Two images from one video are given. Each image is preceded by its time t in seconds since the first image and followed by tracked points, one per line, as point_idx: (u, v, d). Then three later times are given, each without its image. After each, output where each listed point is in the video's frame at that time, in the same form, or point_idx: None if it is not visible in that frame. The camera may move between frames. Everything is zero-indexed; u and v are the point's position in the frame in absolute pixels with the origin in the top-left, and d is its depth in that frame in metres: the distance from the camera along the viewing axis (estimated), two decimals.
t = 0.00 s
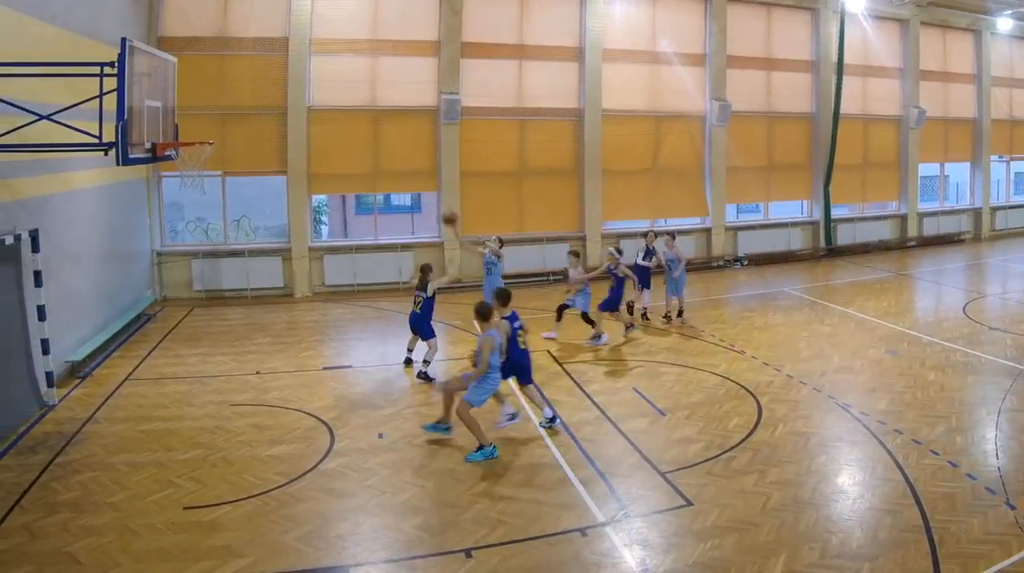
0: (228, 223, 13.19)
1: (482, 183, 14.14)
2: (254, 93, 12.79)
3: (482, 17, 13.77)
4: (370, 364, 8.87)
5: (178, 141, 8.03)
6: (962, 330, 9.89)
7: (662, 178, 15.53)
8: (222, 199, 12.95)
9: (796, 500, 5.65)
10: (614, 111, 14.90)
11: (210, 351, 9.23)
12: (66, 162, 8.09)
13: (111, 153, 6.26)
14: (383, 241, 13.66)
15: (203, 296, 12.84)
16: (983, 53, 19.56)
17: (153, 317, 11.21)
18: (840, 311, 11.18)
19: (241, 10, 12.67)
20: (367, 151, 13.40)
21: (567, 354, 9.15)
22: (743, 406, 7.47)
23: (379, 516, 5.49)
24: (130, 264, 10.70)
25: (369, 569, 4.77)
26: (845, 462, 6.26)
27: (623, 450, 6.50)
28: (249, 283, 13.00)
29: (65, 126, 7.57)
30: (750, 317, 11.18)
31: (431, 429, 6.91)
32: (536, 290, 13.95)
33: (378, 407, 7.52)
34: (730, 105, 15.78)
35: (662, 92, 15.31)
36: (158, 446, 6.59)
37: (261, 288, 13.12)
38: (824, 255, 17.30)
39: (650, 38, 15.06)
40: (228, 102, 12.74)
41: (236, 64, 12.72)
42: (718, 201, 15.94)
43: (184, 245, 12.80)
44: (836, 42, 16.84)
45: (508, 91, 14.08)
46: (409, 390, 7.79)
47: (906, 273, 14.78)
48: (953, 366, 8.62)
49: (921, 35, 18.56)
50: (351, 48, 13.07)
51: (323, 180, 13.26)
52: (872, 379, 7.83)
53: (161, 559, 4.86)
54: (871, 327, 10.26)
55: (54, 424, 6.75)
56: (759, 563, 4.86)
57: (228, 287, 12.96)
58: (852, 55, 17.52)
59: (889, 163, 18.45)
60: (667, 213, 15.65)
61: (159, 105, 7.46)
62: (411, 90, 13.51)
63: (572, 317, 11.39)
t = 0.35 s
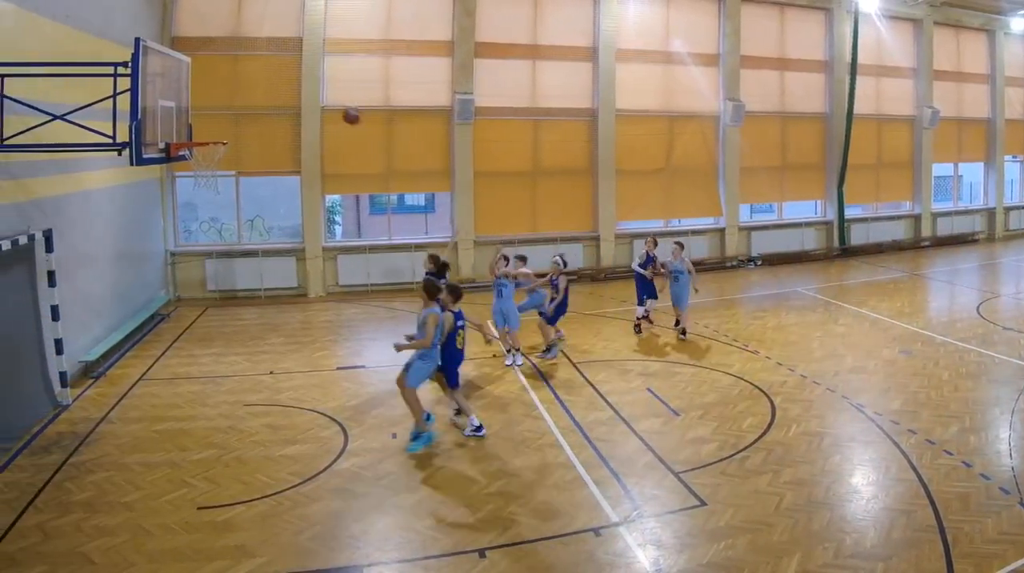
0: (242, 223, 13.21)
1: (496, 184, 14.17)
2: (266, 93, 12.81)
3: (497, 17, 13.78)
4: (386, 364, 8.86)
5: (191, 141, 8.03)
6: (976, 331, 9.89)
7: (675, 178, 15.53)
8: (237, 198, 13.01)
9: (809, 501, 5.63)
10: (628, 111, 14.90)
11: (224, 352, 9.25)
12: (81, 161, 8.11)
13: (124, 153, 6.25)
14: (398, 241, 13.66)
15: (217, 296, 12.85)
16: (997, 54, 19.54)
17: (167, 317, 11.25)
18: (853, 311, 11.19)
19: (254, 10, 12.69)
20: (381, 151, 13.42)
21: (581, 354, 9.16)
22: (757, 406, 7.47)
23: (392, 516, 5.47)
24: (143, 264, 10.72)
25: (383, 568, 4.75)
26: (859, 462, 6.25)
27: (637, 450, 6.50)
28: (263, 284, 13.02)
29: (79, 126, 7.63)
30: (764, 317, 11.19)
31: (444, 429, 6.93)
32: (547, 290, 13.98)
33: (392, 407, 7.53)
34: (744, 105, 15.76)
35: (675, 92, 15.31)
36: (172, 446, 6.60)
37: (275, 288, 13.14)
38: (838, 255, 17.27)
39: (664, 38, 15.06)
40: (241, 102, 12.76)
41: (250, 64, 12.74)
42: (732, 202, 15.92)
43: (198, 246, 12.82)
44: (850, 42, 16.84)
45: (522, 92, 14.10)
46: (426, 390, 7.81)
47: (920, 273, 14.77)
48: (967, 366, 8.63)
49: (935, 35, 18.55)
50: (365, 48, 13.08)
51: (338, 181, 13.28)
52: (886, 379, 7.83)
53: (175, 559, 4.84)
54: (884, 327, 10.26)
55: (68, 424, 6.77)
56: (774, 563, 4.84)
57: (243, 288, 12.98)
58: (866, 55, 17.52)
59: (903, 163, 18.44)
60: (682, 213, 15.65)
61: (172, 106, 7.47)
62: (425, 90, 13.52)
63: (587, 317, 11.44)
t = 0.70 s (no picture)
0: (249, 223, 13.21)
1: (502, 183, 14.17)
2: (272, 94, 12.82)
3: (504, 18, 13.79)
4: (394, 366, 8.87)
5: (198, 141, 8.02)
6: (985, 331, 9.89)
7: (682, 178, 15.53)
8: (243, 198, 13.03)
9: (816, 500, 5.63)
10: (634, 111, 14.90)
11: (231, 352, 9.26)
12: (88, 162, 8.13)
13: (131, 152, 6.25)
14: (404, 241, 13.66)
15: (224, 296, 12.86)
16: (1004, 54, 19.54)
17: (173, 317, 11.26)
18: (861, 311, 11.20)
19: (261, 11, 12.70)
20: (388, 151, 13.43)
21: (588, 354, 9.17)
22: (765, 406, 7.48)
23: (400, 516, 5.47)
24: (149, 264, 10.73)
25: (390, 569, 4.75)
26: (866, 462, 6.25)
27: (644, 450, 6.50)
28: (269, 284, 13.02)
29: (86, 126, 7.66)
30: (772, 317, 11.19)
31: (451, 429, 6.93)
32: (552, 290, 13.99)
33: (399, 407, 7.55)
34: (751, 105, 15.76)
35: (682, 92, 15.30)
36: (178, 446, 6.60)
37: (282, 288, 13.13)
38: (845, 255, 17.29)
39: (671, 38, 15.05)
40: (247, 103, 12.78)
41: (256, 64, 12.74)
42: (739, 201, 15.92)
43: (205, 246, 12.83)
44: (856, 42, 16.84)
45: (529, 92, 14.10)
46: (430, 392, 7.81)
47: (926, 273, 14.76)
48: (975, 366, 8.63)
49: (942, 35, 18.54)
50: (373, 48, 13.08)
51: (345, 180, 13.29)
52: (895, 379, 7.83)
53: (182, 559, 4.83)
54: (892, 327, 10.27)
55: (76, 424, 6.79)
56: (781, 563, 4.83)
57: (250, 288, 12.97)
58: (872, 55, 17.52)
59: (910, 163, 18.44)
60: (689, 213, 15.66)
61: (179, 106, 7.47)
62: (433, 90, 13.51)
63: (594, 317, 11.45)
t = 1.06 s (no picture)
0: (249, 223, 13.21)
1: (502, 183, 14.18)
2: (272, 94, 12.82)
3: (504, 18, 13.79)
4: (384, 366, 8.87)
5: (198, 141, 8.02)
6: (984, 331, 9.89)
7: (682, 177, 15.53)
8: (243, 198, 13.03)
9: (816, 500, 5.63)
10: (634, 111, 14.90)
11: (230, 352, 9.27)
12: (88, 162, 8.14)
13: (131, 152, 6.24)
14: (404, 241, 13.66)
15: (224, 296, 12.85)
16: (1004, 53, 19.53)
17: (173, 317, 11.25)
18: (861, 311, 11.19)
19: (261, 11, 12.70)
20: (388, 151, 13.43)
21: (588, 354, 9.17)
22: (765, 406, 7.48)
23: (400, 516, 5.46)
24: (149, 264, 10.72)
25: (390, 569, 4.75)
26: (866, 463, 6.25)
27: (645, 450, 6.50)
28: (269, 284, 13.01)
29: (86, 126, 7.66)
30: (771, 317, 11.18)
31: (451, 430, 6.93)
32: (552, 290, 13.99)
33: (399, 407, 7.56)
34: (751, 105, 15.75)
35: (682, 92, 15.30)
36: (178, 446, 6.61)
37: (282, 288, 13.13)
38: (845, 255, 17.30)
39: (671, 38, 15.05)
40: (247, 103, 12.78)
41: (256, 64, 12.74)
42: (739, 201, 15.92)
43: (205, 246, 12.83)
44: (856, 42, 16.84)
45: (529, 92, 14.10)
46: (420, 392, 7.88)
47: (926, 273, 14.76)
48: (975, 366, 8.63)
49: (942, 35, 18.54)
50: (373, 48, 13.08)
51: (345, 181, 13.29)
52: (895, 379, 7.83)
53: (182, 560, 4.83)
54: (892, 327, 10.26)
55: (75, 424, 6.78)
56: (782, 564, 4.83)
57: (249, 288, 12.97)
58: (872, 55, 17.52)
59: (911, 163, 18.44)
60: (689, 213, 15.66)
61: (179, 105, 7.46)
62: (433, 90, 13.51)
63: (593, 317, 11.44)
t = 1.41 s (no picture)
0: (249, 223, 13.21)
1: (502, 183, 14.18)
2: (271, 94, 12.82)
3: (505, 18, 13.78)
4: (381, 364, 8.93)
5: (198, 141, 8.02)
6: (985, 331, 9.88)
7: (682, 177, 15.53)
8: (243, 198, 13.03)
9: (816, 500, 5.63)
10: (634, 111, 14.90)
11: (230, 352, 9.26)
12: (89, 162, 8.15)
13: (131, 152, 6.24)
14: (404, 241, 13.66)
15: (224, 296, 12.85)
16: (1004, 53, 19.53)
17: (172, 317, 11.24)
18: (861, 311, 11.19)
19: (262, 10, 12.70)
20: (388, 151, 13.43)
21: (588, 354, 9.17)
22: (765, 406, 7.49)
23: (400, 516, 5.46)
24: (149, 264, 10.72)
25: (389, 569, 4.74)
26: (866, 463, 6.24)
27: (645, 450, 6.50)
28: (269, 284, 13.00)
29: (86, 126, 7.67)
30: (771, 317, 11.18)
31: (450, 429, 6.93)
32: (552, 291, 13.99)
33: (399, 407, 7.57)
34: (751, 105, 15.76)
35: (682, 92, 15.30)
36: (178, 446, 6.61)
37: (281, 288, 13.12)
38: (845, 255, 17.32)
39: (671, 38, 15.05)
40: (246, 103, 12.78)
41: (256, 64, 12.74)
42: (738, 201, 15.93)
43: (204, 246, 12.83)
44: (856, 42, 16.85)
45: (529, 92, 14.10)
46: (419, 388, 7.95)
47: (926, 273, 14.76)
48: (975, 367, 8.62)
49: (942, 35, 18.54)
50: (373, 48, 13.09)
51: (345, 181, 13.29)
52: (895, 379, 7.83)
53: (181, 559, 4.83)
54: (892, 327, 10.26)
55: (76, 424, 6.79)
56: (782, 564, 4.83)
57: (249, 288, 12.96)
58: (872, 55, 17.51)
59: (911, 163, 18.44)
60: (688, 213, 15.66)
61: (179, 105, 7.46)
62: (433, 90, 13.51)
63: (593, 317, 11.44)
